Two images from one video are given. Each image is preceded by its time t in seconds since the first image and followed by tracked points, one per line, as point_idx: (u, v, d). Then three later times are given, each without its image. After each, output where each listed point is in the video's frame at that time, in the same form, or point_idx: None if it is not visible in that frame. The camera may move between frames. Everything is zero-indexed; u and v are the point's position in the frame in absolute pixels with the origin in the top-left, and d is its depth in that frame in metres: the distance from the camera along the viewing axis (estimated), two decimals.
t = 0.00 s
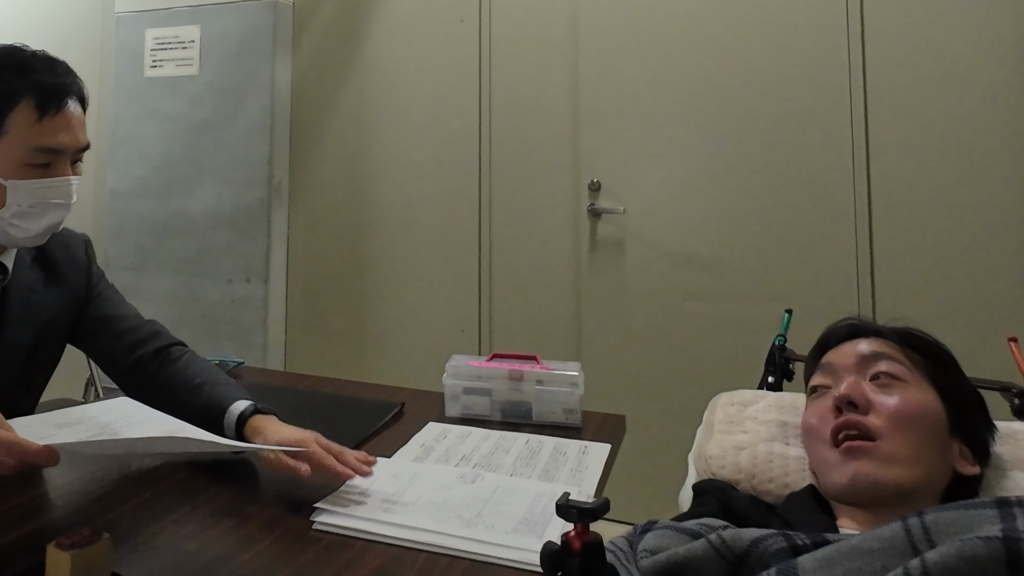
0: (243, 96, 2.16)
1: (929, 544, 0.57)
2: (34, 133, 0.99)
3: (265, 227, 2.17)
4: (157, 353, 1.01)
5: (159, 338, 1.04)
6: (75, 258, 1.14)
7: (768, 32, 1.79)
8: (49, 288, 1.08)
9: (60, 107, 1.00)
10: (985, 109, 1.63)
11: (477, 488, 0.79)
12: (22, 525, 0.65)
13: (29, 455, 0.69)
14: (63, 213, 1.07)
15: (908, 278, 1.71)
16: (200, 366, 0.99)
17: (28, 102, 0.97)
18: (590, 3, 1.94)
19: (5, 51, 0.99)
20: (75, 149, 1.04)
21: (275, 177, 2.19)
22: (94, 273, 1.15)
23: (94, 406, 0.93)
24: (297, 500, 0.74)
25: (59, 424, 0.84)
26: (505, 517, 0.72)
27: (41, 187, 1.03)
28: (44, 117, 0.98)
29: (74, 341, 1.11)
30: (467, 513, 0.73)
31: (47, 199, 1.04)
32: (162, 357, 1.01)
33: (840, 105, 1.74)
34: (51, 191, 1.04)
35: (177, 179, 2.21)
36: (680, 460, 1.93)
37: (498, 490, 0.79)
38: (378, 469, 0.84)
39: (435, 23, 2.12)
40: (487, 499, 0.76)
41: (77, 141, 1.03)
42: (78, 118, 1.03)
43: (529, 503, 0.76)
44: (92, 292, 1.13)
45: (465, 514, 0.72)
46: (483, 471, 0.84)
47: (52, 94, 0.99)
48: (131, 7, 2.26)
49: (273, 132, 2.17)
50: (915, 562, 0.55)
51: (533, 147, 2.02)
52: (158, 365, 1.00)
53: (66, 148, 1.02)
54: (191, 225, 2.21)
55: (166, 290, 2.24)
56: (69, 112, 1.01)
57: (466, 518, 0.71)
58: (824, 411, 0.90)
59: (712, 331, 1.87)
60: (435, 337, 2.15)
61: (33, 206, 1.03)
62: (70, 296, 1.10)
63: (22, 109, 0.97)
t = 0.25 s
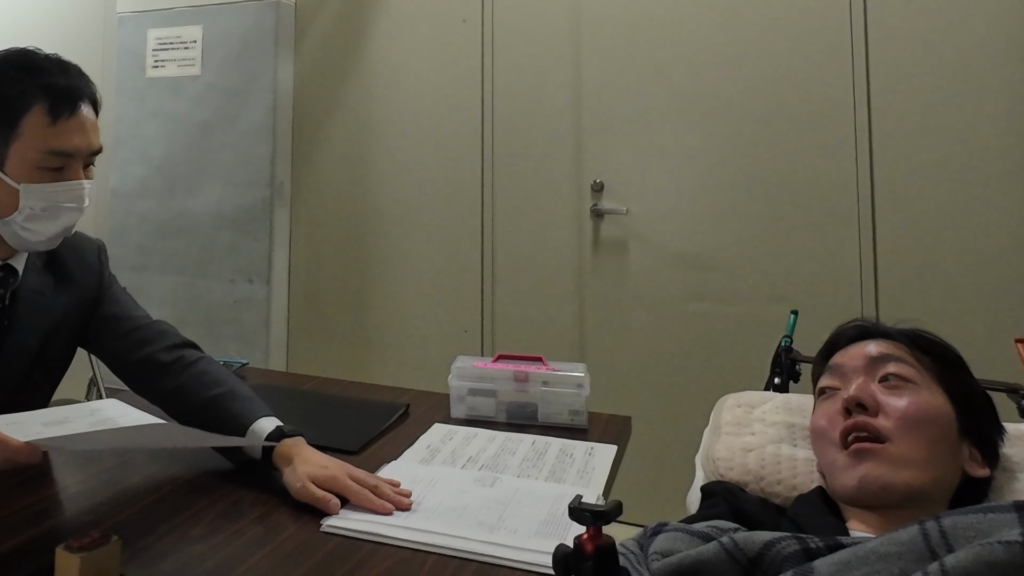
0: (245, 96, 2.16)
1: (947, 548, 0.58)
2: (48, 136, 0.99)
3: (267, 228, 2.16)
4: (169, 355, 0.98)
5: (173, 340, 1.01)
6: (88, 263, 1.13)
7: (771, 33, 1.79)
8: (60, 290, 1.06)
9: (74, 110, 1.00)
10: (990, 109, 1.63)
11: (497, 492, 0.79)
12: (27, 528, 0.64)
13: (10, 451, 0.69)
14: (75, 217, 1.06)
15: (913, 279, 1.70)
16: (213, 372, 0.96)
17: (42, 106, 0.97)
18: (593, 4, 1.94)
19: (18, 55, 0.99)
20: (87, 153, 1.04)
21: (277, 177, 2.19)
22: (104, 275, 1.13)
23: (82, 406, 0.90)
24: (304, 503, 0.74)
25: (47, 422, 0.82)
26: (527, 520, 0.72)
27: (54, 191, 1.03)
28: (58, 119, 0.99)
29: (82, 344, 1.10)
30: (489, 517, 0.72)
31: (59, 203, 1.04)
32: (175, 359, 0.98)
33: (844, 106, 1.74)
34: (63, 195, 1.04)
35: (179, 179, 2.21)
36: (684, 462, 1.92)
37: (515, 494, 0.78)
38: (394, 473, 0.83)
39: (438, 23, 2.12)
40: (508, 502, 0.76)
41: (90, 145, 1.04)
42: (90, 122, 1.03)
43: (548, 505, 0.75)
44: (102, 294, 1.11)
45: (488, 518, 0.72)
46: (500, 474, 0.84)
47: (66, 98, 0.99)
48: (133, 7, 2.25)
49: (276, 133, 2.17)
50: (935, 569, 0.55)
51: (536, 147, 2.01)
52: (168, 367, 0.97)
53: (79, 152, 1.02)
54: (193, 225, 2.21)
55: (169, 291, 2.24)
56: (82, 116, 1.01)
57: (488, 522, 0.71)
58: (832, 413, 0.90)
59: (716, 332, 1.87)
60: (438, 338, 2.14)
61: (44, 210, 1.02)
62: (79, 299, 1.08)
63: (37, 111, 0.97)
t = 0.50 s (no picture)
0: (247, 96, 2.16)
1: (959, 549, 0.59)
2: (52, 136, 0.98)
3: (268, 228, 2.16)
4: (177, 354, 0.98)
5: (181, 339, 1.01)
6: (92, 263, 1.12)
7: (774, 33, 1.79)
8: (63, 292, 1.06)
9: (79, 110, 1.00)
10: (993, 109, 1.62)
11: (510, 491, 0.79)
12: (31, 529, 0.64)
13: (14, 454, 0.68)
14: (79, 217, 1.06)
15: (916, 279, 1.70)
16: (221, 372, 0.96)
17: (46, 105, 0.97)
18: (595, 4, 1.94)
19: (25, 55, 0.99)
20: (91, 152, 1.03)
21: (279, 177, 2.18)
22: (112, 276, 1.13)
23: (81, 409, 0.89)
24: (308, 504, 0.73)
25: (48, 423, 0.81)
26: (539, 519, 0.72)
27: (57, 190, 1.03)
28: (63, 119, 0.98)
29: (87, 344, 1.09)
30: (499, 516, 0.72)
31: (62, 202, 1.03)
32: (183, 357, 0.97)
33: (846, 105, 1.73)
34: (66, 194, 1.04)
35: (180, 179, 2.21)
36: (686, 462, 1.92)
37: (528, 493, 0.78)
38: (407, 473, 0.83)
39: (439, 23, 2.11)
40: (520, 502, 0.76)
41: (93, 144, 1.03)
42: (95, 122, 1.03)
43: (561, 505, 0.75)
44: (107, 295, 1.10)
45: (501, 517, 0.72)
46: (512, 473, 0.84)
47: (70, 98, 0.99)
48: (134, 7, 2.25)
49: (277, 133, 2.17)
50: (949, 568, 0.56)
51: (537, 147, 2.01)
52: (177, 366, 0.97)
53: (82, 152, 1.02)
54: (194, 225, 2.20)
55: (170, 291, 2.24)
56: (86, 115, 1.01)
57: (501, 521, 0.71)
58: (838, 413, 0.89)
59: (717, 332, 1.86)
60: (439, 338, 2.14)
61: (48, 210, 1.02)
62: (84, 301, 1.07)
63: (41, 111, 0.97)
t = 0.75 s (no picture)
0: (247, 96, 2.15)
1: (971, 552, 0.59)
2: (49, 132, 0.98)
3: (269, 228, 2.15)
4: (179, 351, 0.98)
5: (181, 337, 1.00)
6: (93, 262, 1.12)
7: (777, 33, 1.78)
8: (64, 291, 1.06)
9: (76, 106, 0.99)
10: (995, 110, 1.62)
11: (514, 490, 0.78)
12: (32, 529, 0.63)
13: (32, 451, 0.67)
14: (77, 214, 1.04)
15: (918, 280, 1.69)
16: (221, 368, 0.95)
17: (43, 101, 0.96)
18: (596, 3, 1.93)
19: (24, 53, 0.99)
20: (89, 148, 1.02)
21: (280, 177, 2.18)
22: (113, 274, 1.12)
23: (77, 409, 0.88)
24: (311, 504, 0.73)
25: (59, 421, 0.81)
26: (543, 518, 0.71)
27: (56, 187, 1.02)
28: (60, 115, 0.97)
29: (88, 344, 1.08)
30: (504, 515, 0.72)
31: (61, 198, 1.02)
32: (184, 354, 0.97)
33: (849, 105, 1.73)
34: (65, 191, 1.03)
35: (180, 179, 2.20)
36: (687, 463, 1.91)
37: (532, 492, 0.78)
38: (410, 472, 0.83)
39: (440, 23, 2.11)
40: (524, 501, 0.75)
41: (91, 140, 1.02)
42: (93, 118, 1.02)
43: (565, 504, 0.75)
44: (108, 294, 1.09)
45: (505, 516, 0.72)
46: (515, 472, 0.83)
47: (67, 93, 0.98)
48: (134, 6, 2.24)
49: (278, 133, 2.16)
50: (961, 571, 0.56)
51: (538, 147, 2.00)
52: (178, 362, 0.96)
53: (80, 148, 1.01)
54: (195, 225, 2.20)
55: (170, 291, 2.23)
56: (83, 111, 1.00)
57: (505, 520, 0.70)
58: (843, 415, 0.89)
59: (719, 333, 1.86)
60: (440, 338, 2.13)
61: (47, 206, 1.01)
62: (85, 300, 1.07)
63: (38, 108, 0.96)
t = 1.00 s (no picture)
0: (248, 96, 2.15)
1: (980, 557, 0.59)
2: (50, 129, 0.97)
3: (270, 228, 2.15)
4: (178, 361, 0.98)
5: (180, 346, 1.01)
6: (96, 264, 1.12)
7: (778, 33, 1.78)
8: (68, 293, 1.05)
9: (77, 103, 0.99)
10: (997, 110, 1.62)
11: (518, 490, 0.78)
12: (35, 531, 0.63)
13: (74, 443, 0.66)
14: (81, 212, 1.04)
15: (920, 281, 1.69)
16: (220, 378, 0.96)
17: (43, 99, 0.96)
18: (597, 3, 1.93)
19: (26, 53, 0.99)
20: (91, 146, 1.02)
21: (281, 178, 2.17)
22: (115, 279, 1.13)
23: (84, 411, 0.88)
24: (314, 506, 0.73)
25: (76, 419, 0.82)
26: (547, 519, 0.71)
27: (58, 185, 1.02)
28: (61, 113, 0.97)
29: (89, 348, 1.08)
30: (508, 516, 0.72)
31: (63, 196, 1.02)
32: (183, 365, 0.97)
33: (851, 106, 1.73)
34: (67, 189, 1.03)
35: (181, 179, 2.20)
36: (689, 464, 1.91)
37: (536, 492, 0.77)
38: (412, 474, 0.82)
39: (441, 23, 2.11)
40: (528, 501, 0.75)
41: (93, 137, 1.02)
42: (95, 116, 1.02)
43: (569, 505, 0.74)
44: (111, 297, 1.10)
45: (509, 518, 0.71)
46: (519, 473, 0.83)
47: (67, 91, 0.98)
48: (135, 7, 2.24)
49: (279, 133, 2.16)
50: None
51: (539, 147, 2.00)
52: (177, 373, 0.97)
53: (82, 145, 1.01)
54: (196, 225, 2.20)
55: (171, 291, 2.23)
56: (84, 108, 1.00)
57: (509, 521, 0.70)
58: (848, 417, 0.89)
59: (721, 334, 1.86)
60: (441, 339, 2.13)
61: (49, 203, 1.01)
62: (88, 301, 1.07)
63: (39, 105, 0.96)
